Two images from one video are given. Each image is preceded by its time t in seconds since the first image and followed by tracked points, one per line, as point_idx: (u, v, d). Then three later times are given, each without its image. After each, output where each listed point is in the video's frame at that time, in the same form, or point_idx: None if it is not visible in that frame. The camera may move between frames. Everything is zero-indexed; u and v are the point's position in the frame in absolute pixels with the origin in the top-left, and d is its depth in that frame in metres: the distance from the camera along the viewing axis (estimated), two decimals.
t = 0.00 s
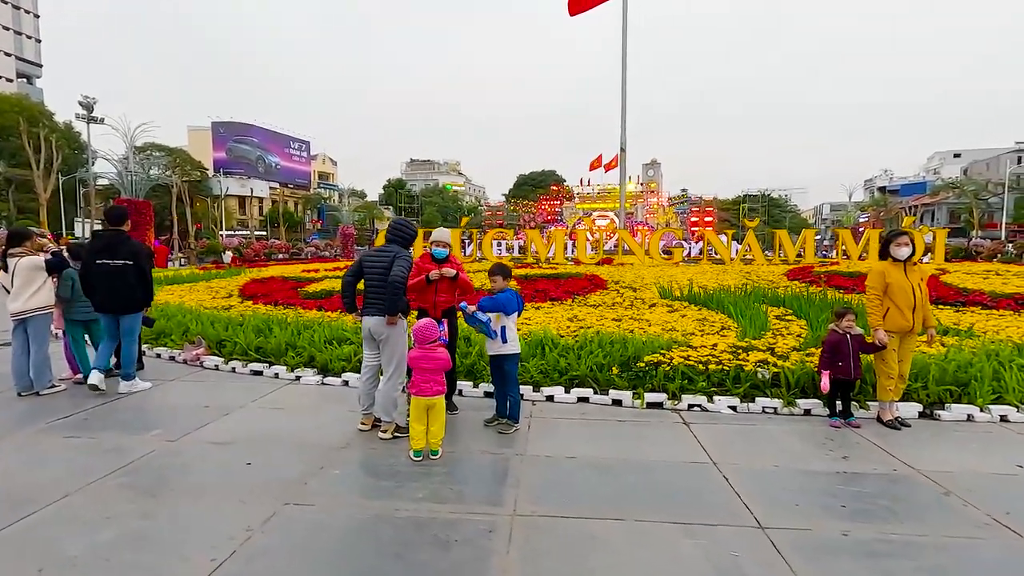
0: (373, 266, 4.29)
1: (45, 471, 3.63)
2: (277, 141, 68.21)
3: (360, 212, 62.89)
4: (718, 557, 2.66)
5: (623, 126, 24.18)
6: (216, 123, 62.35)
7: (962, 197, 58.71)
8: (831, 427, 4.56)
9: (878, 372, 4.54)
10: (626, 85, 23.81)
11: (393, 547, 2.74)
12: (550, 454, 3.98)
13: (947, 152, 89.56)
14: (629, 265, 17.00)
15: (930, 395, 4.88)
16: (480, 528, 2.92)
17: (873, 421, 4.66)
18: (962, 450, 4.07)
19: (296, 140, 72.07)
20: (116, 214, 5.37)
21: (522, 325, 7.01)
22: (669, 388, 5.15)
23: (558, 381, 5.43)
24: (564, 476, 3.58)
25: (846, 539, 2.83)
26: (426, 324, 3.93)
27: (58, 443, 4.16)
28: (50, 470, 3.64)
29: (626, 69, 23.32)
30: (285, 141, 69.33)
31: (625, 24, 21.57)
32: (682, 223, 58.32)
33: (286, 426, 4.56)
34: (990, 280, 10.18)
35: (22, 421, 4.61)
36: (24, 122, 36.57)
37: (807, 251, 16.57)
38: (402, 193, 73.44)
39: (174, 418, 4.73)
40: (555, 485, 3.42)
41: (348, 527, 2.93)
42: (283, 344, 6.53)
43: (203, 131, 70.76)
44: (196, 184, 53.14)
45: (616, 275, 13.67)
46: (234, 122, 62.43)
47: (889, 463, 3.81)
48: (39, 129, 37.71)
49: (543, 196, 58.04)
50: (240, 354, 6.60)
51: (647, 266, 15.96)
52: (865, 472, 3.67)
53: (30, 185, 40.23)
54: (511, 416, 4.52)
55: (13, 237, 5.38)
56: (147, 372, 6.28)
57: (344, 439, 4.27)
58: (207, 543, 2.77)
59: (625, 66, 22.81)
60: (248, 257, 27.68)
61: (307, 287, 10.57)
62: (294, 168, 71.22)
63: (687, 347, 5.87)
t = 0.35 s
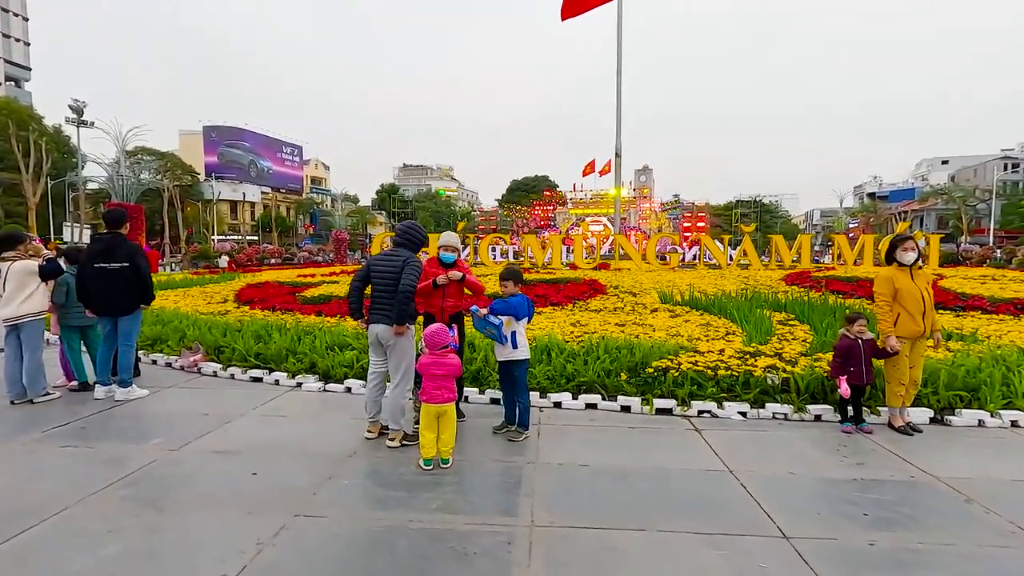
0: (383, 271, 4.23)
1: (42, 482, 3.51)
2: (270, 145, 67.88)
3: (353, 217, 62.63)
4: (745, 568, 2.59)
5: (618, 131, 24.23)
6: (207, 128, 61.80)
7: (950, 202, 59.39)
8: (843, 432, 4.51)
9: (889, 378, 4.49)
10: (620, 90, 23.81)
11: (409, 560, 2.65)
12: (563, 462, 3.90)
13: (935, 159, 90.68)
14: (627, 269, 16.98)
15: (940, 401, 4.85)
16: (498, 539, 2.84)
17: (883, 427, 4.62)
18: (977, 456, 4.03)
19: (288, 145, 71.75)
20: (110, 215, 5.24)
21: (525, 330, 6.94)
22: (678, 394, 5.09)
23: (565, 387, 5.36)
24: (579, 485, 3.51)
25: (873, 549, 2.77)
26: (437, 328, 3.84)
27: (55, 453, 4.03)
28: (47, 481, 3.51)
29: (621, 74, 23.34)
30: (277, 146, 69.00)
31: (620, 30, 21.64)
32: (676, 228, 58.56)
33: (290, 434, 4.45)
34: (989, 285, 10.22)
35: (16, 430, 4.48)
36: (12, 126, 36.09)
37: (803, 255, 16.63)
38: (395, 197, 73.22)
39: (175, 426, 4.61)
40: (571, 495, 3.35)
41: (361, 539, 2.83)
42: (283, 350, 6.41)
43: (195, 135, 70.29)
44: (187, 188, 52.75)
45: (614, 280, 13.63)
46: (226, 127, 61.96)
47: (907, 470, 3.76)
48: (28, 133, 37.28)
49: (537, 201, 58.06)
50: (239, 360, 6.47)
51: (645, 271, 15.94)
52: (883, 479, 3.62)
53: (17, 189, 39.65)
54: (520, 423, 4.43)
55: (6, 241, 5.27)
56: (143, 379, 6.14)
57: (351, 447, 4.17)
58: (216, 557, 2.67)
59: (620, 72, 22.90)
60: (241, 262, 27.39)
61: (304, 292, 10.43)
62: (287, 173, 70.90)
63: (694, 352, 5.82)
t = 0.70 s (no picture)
0: (391, 278, 4.09)
1: (36, 500, 3.35)
2: (262, 149, 67.47)
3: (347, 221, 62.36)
4: None
5: (614, 137, 24.27)
6: (199, 132, 61.39)
7: (939, 209, 60.07)
8: (859, 443, 4.43)
9: (905, 387, 4.41)
10: (616, 96, 23.85)
11: None
12: (579, 476, 3.79)
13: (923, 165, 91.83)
14: (624, 275, 16.93)
15: (955, 410, 4.79)
16: (520, 559, 2.72)
17: (900, 437, 4.54)
18: (997, 466, 3.96)
19: (281, 149, 71.41)
20: (103, 219, 5.06)
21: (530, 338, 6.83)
22: (690, 403, 5.00)
23: (574, 397, 5.26)
24: (598, 500, 3.40)
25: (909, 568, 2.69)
26: (450, 338, 3.73)
27: (48, 467, 3.86)
28: (41, 499, 3.36)
29: (616, 79, 23.40)
30: (270, 150, 68.63)
31: (616, 36, 21.77)
32: (669, 234, 58.80)
33: (295, 447, 4.31)
34: (989, 291, 10.24)
35: (7, 444, 4.31)
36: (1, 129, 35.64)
37: (800, 261, 16.67)
38: (389, 202, 73.04)
39: (174, 438, 4.46)
40: (591, 511, 3.24)
41: (376, 560, 2.71)
42: (283, 358, 6.26)
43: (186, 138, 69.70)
44: (178, 192, 52.34)
45: (613, 285, 13.56)
46: (218, 131, 61.57)
47: (930, 483, 3.69)
48: (17, 136, 36.83)
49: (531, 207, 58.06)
50: (237, 369, 6.32)
51: (643, 277, 15.88)
52: (908, 492, 3.54)
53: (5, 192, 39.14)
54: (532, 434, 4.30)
55: None
56: (138, 388, 5.96)
57: (358, 461, 4.03)
58: None
59: (616, 77, 22.98)
60: (233, 267, 27.10)
61: (301, 298, 10.28)
62: (279, 177, 70.50)
63: (703, 360, 5.73)
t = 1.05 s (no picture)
0: (396, 282, 4.00)
1: (32, 512, 3.25)
2: (253, 152, 67.03)
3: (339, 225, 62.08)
4: None
5: (609, 142, 24.33)
6: (190, 135, 60.85)
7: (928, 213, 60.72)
8: (868, 447, 4.40)
9: (913, 391, 4.38)
10: (610, 100, 23.91)
11: None
12: (590, 483, 3.74)
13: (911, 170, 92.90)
14: (620, 279, 16.91)
15: (962, 414, 4.77)
16: (536, 570, 2.66)
17: (907, 441, 4.52)
18: (1008, 471, 3.95)
19: (273, 152, 71.02)
20: (98, 222, 4.94)
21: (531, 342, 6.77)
22: (697, 408, 4.95)
23: (579, 402, 5.20)
24: (611, 508, 3.36)
25: None
26: (456, 343, 3.65)
27: (43, 477, 3.76)
28: (38, 511, 3.26)
29: (610, 83, 23.40)
30: (262, 153, 68.22)
31: (611, 42, 21.85)
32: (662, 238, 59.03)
33: (297, 455, 4.22)
34: (985, 294, 10.29)
35: None
36: None
37: (795, 265, 16.74)
38: (382, 206, 72.80)
39: (172, 446, 4.35)
40: (605, 521, 3.19)
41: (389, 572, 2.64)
42: (282, 363, 6.16)
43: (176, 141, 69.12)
44: (169, 196, 51.86)
45: (611, 289, 13.53)
46: (209, 134, 61.07)
47: (942, 488, 3.68)
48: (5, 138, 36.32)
49: (525, 210, 58.05)
50: (234, 375, 6.21)
51: (639, 280, 15.87)
52: (922, 498, 3.52)
53: None
54: (539, 440, 4.23)
55: None
56: (133, 395, 5.84)
57: (363, 469, 3.95)
58: None
59: (611, 82, 23.05)
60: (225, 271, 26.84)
61: (297, 302, 10.16)
62: (271, 180, 70.08)
63: (708, 364, 5.69)
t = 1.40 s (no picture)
0: (407, 283, 3.94)
1: (41, 518, 3.18)
2: (247, 154, 66.68)
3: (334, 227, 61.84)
4: None
5: (606, 144, 24.39)
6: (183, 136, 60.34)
7: (919, 217, 61.26)
8: (882, 450, 4.39)
9: (928, 393, 4.39)
10: (608, 103, 24.01)
11: None
12: (608, 486, 3.71)
13: (902, 174, 93.77)
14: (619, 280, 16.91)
15: (973, 416, 4.78)
16: None
17: (921, 443, 4.51)
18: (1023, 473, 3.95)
19: (267, 154, 70.71)
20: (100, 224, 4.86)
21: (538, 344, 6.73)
22: (709, 411, 4.93)
23: (590, 405, 5.17)
24: (631, 512, 3.32)
25: None
26: (473, 346, 3.51)
27: (50, 482, 3.68)
28: (47, 517, 3.18)
29: (608, 85, 23.42)
30: (256, 155, 67.89)
31: (609, 45, 21.91)
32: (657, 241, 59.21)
33: (308, 457, 4.16)
34: (984, 297, 10.36)
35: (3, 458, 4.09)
36: None
37: (793, 267, 16.80)
38: (376, 208, 72.58)
39: (180, 450, 4.28)
40: (627, 525, 3.16)
41: None
42: (287, 365, 6.08)
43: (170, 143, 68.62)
44: (161, 197, 51.48)
45: (611, 291, 13.52)
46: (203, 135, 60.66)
47: (961, 490, 3.67)
48: None
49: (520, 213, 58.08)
50: (239, 377, 6.12)
51: (638, 283, 15.87)
52: (941, 501, 3.52)
53: None
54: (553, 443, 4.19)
55: None
56: (136, 398, 5.75)
57: (376, 473, 3.90)
58: None
59: (608, 86, 23.11)
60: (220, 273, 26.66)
61: (298, 304, 10.07)
62: (265, 182, 69.73)
63: (718, 366, 5.68)
